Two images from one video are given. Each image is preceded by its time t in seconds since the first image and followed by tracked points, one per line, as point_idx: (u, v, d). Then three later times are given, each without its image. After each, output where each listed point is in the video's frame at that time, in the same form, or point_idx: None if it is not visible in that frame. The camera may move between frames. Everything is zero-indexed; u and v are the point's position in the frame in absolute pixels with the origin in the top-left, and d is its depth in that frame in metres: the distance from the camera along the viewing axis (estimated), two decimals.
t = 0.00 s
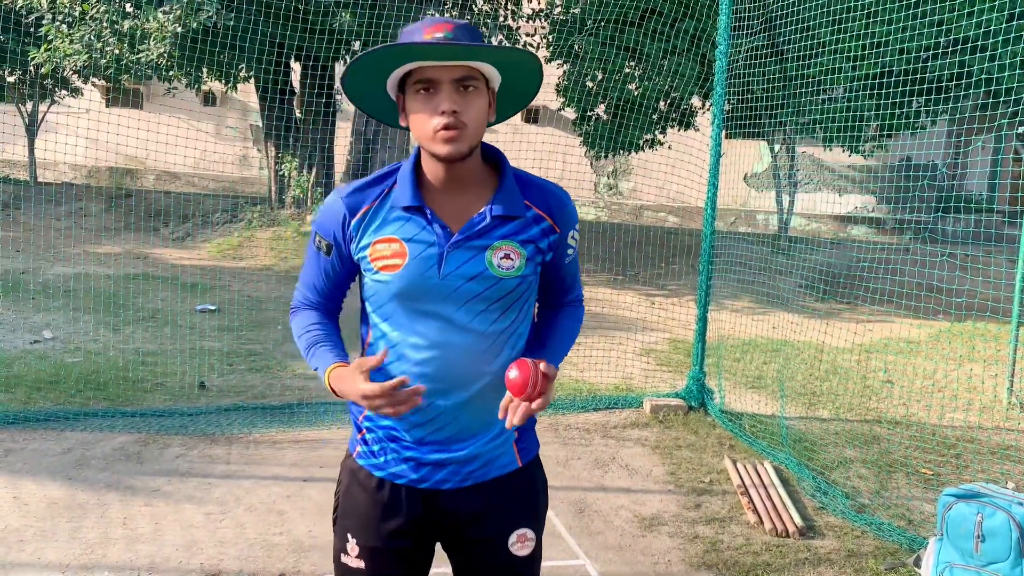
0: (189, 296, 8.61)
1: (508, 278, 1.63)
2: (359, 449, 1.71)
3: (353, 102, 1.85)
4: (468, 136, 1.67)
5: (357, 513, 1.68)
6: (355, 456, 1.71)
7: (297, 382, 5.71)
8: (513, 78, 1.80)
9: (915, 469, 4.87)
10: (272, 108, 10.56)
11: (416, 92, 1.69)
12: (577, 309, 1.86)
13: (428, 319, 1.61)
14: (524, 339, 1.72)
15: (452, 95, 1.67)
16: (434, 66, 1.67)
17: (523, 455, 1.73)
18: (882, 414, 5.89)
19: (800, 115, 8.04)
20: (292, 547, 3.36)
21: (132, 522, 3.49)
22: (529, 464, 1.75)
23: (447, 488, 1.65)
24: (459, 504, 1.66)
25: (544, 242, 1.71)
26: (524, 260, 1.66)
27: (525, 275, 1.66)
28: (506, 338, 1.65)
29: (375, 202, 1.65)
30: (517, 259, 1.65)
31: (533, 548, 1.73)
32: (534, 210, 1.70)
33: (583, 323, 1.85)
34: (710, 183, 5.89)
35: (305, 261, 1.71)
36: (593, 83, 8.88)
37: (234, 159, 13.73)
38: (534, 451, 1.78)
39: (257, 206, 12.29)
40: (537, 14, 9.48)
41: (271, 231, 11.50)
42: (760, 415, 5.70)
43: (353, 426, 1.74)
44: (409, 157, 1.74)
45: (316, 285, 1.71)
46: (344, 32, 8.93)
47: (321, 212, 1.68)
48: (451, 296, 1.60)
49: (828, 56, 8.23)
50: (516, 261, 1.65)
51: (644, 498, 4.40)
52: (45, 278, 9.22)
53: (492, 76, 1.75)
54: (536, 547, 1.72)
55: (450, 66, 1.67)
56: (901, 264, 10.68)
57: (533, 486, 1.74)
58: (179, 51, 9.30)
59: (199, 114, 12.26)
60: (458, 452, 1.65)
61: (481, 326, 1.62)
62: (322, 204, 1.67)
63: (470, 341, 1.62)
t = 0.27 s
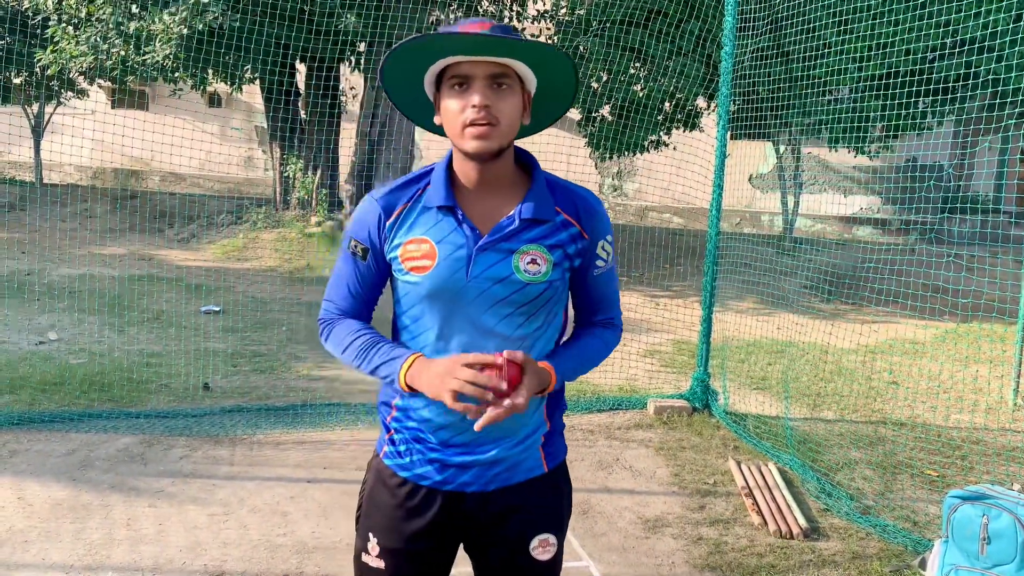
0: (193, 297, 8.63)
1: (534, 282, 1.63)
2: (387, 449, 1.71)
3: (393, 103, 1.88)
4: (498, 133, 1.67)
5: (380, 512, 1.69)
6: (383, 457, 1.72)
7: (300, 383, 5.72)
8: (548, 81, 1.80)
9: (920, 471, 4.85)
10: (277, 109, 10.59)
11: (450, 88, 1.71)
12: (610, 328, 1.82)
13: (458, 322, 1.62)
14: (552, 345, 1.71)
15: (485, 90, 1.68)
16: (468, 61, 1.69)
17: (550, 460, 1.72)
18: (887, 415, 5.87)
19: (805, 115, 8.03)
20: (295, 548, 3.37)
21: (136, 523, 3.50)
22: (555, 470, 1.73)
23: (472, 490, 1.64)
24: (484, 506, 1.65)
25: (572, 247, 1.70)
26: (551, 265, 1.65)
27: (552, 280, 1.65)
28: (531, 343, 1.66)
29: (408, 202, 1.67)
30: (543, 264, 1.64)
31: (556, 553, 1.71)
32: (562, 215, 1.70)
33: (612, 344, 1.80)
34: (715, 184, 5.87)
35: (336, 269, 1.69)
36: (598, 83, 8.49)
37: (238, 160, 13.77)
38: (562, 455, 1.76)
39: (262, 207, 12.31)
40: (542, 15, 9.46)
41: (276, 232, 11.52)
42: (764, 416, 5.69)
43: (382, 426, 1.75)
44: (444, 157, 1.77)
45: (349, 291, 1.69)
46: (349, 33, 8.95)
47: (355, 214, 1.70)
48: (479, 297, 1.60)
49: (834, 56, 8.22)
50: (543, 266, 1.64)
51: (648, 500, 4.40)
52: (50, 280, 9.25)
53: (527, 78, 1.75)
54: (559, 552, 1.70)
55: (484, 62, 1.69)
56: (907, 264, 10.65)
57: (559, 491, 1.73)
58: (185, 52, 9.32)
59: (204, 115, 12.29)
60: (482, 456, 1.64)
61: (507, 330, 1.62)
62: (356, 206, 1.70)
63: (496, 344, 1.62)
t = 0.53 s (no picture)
0: (199, 299, 8.66)
1: (557, 276, 1.60)
2: (414, 454, 1.72)
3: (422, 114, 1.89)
4: (524, 127, 1.67)
5: (403, 518, 1.69)
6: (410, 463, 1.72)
7: (307, 385, 5.73)
8: (572, 81, 1.79)
9: (928, 472, 4.83)
10: (283, 111, 10.61)
11: (477, 87, 1.71)
12: (641, 332, 1.64)
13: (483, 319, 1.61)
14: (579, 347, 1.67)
15: (511, 86, 1.68)
16: (494, 59, 1.69)
17: (578, 467, 1.69)
18: (895, 416, 5.85)
19: (812, 116, 8.02)
20: (301, 550, 3.37)
21: (143, 525, 3.51)
22: (582, 478, 1.70)
23: (498, 496, 1.62)
24: (511, 513, 1.63)
25: (595, 243, 1.66)
26: (574, 260, 1.62)
27: (576, 274, 1.63)
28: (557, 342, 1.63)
29: (437, 200, 1.69)
30: (566, 258, 1.62)
31: (580, 562, 1.68)
32: (585, 211, 1.68)
33: (645, 350, 1.61)
34: (721, 185, 5.86)
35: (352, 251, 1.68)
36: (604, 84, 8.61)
37: (245, 162, 13.82)
38: (590, 462, 1.73)
39: (268, 208, 12.34)
40: (548, 16, 9.47)
41: (282, 235, 11.55)
42: (771, 418, 5.67)
43: (411, 432, 1.75)
44: (470, 159, 1.76)
45: (360, 274, 1.65)
46: (355, 35, 8.96)
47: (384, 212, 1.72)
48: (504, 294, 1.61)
49: (840, 56, 8.21)
50: (566, 260, 1.62)
51: (654, 502, 4.39)
52: (57, 282, 9.29)
53: (551, 78, 1.75)
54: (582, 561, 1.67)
55: (510, 60, 1.69)
56: (914, 264, 10.62)
57: (585, 499, 1.70)
58: (192, 55, 9.36)
59: (211, 118, 12.34)
60: (509, 459, 1.62)
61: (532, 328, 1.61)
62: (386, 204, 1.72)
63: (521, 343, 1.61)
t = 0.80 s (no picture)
0: (200, 301, 8.67)
1: (564, 273, 1.61)
2: (423, 455, 1.72)
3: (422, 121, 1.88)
4: (526, 123, 1.66)
5: (413, 518, 1.69)
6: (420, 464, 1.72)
7: (308, 387, 5.73)
8: (570, 79, 1.80)
9: (930, 468, 4.82)
10: (283, 112, 10.62)
11: (477, 87, 1.71)
12: (643, 327, 1.61)
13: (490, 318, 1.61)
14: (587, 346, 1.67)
15: (511, 84, 1.68)
16: (493, 58, 1.70)
17: (587, 467, 1.69)
18: (897, 411, 5.84)
19: (812, 112, 8.01)
20: (302, 552, 3.37)
21: (144, 529, 3.52)
22: (591, 477, 1.70)
23: (508, 496, 1.62)
24: (520, 513, 1.63)
25: (600, 241, 1.66)
26: (580, 257, 1.63)
27: (582, 272, 1.63)
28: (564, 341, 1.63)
29: (443, 200, 1.70)
30: (572, 255, 1.62)
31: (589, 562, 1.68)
32: (591, 209, 1.68)
33: (646, 344, 1.58)
34: (721, 183, 5.85)
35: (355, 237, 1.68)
36: (605, 82, 8.56)
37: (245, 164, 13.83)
38: (599, 462, 1.73)
39: (268, 210, 12.34)
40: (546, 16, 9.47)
41: (283, 237, 11.56)
42: (773, 415, 5.66)
43: (421, 434, 1.75)
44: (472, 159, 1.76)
45: (359, 261, 1.63)
46: (353, 36, 8.96)
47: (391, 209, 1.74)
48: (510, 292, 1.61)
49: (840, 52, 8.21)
50: (573, 257, 1.62)
51: (655, 500, 4.38)
52: (58, 286, 9.31)
53: (550, 77, 1.76)
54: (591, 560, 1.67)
55: (508, 58, 1.69)
56: (915, 260, 10.60)
57: (594, 498, 1.70)
58: (191, 57, 9.37)
59: (211, 120, 12.35)
60: (518, 458, 1.62)
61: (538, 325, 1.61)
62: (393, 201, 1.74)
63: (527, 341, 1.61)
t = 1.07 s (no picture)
0: (192, 301, 8.64)
1: (545, 271, 1.62)
2: (400, 453, 1.72)
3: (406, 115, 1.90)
4: (508, 124, 1.68)
5: (391, 516, 1.69)
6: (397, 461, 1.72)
7: (300, 386, 5.72)
8: (552, 74, 1.81)
9: (922, 461, 4.85)
10: (274, 110, 10.58)
11: (458, 85, 1.71)
12: (625, 326, 1.76)
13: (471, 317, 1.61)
14: (567, 342, 1.70)
15: (493, 83, 1.68)
16: (474, 57, 1.70)
17: (564, 462, 1.71)
18: (889, 406, 5.87)
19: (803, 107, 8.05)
20: (295, 552, 3.38)
21: (136, 530, 3.51)
22: (567, 474, 1.72)
23: (485, 492, 1.63)
24: (497, 509, 1.64)
25: (581, 239, 1.69)
26: (562, 255, 1.65)
27: (564, 269, 1.65)
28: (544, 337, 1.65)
29: (421, 200, 1.67)
30: (554, 253, 1.64)
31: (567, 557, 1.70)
32: (571, 207, 1.70)
33: (629, 344, 1.74)
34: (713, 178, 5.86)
35: (352, 269, 1.65)
36: (597, 81, 8.55)
37: (237, 163, 13.79)
38: (576, 458, 1.75)
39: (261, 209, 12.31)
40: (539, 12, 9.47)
41: (276, 236, 11.53)
42: (765, 410, 5.68)
43: (397, 432, 1.75)
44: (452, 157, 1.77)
45: (364, 296, 1.65)
46: (345, 33, 8.93)
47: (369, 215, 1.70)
48: (491, 291, 1.61)
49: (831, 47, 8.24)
50: (554, 255, 1.64)
51: (648, 496, 4.40)
52: (49, 286, 9.26)
53: (531, 73, 1.77)
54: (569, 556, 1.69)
55: (490, 57, 1.70)
56: (906, 254, 10.64)
57: (571, 495, 1.72)
58: (182, 55, 9.33)
59: (202, 119, 12.31)
60: (497, 456, 1.63)
61: (519, 323, 1.62)
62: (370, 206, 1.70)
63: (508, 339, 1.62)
